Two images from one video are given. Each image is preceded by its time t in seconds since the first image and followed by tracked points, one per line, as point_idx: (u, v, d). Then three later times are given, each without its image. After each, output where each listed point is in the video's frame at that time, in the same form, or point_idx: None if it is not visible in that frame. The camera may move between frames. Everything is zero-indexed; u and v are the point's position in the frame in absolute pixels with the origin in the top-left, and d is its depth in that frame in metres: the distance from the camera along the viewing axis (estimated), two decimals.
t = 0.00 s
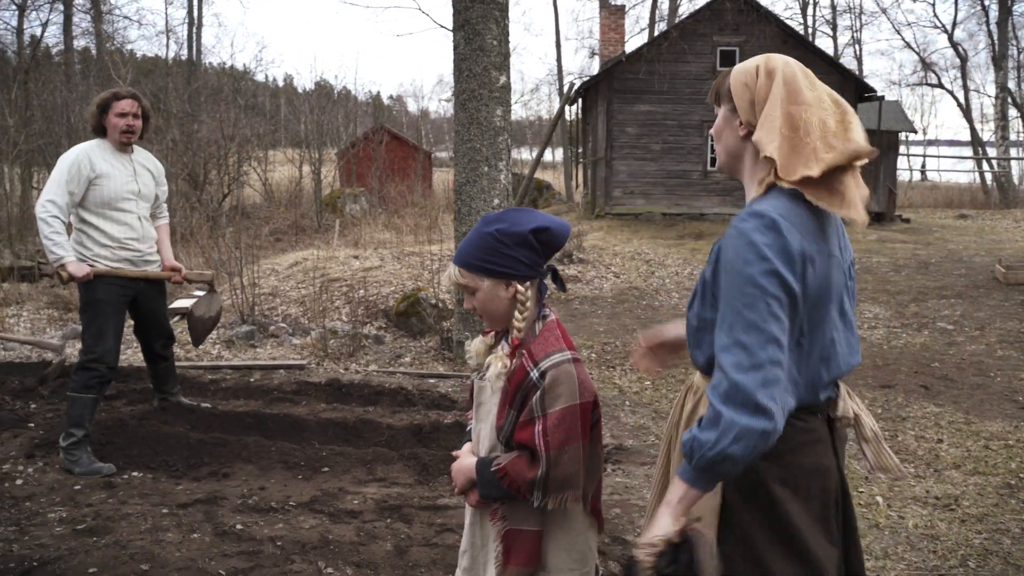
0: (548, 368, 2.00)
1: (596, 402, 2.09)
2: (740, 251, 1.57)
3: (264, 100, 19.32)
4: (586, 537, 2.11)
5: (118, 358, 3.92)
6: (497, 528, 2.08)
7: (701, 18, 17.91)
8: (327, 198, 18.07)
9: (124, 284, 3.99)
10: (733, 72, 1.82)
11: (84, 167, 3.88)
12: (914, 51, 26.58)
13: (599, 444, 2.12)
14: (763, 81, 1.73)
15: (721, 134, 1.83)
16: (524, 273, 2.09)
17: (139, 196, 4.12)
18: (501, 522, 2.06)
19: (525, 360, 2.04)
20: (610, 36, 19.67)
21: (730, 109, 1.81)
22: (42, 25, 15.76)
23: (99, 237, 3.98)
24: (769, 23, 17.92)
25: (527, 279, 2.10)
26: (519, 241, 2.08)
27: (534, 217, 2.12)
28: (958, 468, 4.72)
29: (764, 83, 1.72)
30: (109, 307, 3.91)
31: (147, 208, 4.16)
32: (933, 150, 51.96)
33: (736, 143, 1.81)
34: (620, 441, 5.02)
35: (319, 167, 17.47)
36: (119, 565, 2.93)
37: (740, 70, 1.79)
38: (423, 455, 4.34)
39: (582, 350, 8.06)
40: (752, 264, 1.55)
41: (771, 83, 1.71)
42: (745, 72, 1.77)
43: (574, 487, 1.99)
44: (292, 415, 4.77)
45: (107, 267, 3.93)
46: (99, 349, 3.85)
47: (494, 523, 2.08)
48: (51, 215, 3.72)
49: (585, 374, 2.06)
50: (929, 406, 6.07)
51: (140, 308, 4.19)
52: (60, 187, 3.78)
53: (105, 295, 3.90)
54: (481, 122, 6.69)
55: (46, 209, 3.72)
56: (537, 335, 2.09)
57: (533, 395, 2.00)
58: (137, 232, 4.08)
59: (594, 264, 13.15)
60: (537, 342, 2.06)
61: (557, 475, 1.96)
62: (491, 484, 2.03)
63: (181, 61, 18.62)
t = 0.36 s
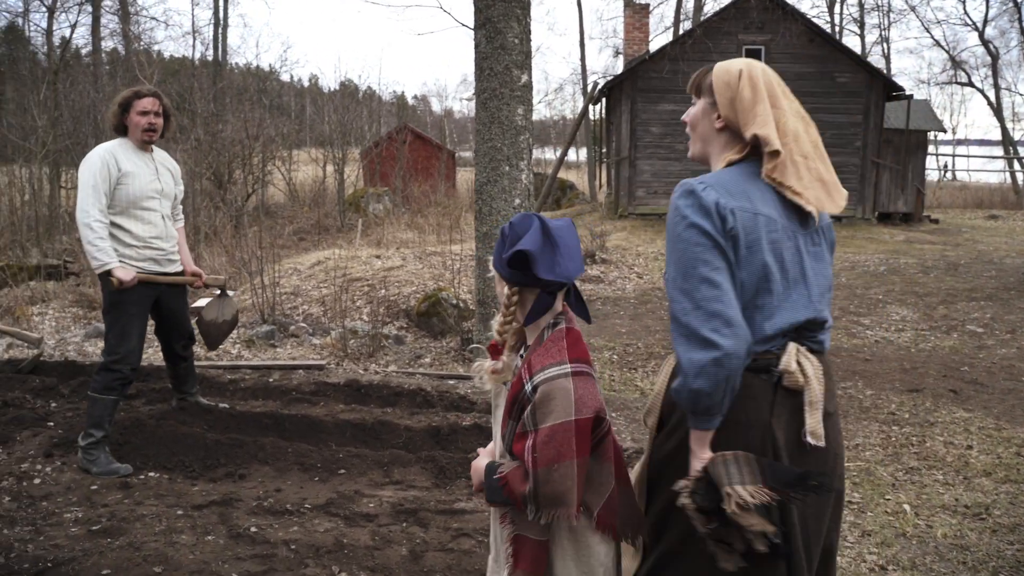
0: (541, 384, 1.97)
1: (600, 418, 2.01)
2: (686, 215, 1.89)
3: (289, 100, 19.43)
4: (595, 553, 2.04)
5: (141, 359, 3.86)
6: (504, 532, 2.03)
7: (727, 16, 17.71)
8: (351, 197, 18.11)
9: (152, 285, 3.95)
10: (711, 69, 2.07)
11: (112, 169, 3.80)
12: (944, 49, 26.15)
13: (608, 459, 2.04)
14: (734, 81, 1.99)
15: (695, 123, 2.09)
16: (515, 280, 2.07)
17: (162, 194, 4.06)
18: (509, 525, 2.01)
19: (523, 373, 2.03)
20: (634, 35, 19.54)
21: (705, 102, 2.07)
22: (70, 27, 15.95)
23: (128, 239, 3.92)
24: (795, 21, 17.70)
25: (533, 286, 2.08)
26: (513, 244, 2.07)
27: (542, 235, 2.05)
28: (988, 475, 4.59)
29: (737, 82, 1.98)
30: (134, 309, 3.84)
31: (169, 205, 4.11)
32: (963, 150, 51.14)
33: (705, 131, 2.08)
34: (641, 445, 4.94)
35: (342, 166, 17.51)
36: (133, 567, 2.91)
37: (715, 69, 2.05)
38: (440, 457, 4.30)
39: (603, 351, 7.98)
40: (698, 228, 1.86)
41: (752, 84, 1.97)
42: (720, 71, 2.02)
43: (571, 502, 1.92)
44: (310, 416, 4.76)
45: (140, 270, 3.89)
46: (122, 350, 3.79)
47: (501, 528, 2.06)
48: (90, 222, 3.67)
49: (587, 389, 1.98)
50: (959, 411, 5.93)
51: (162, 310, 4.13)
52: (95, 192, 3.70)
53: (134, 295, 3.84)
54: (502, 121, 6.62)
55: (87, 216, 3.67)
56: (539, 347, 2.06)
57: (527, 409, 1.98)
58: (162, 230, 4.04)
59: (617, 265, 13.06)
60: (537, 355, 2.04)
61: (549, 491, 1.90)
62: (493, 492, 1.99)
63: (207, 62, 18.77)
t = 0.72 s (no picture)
0: (520, 360, 1.91)
1: (574, 410, 1.84)
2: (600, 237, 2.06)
3: (319, 100, 19.55)
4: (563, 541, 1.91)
5: (168, 357, 3.85)
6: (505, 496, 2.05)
7: (757, 16, 17.51)
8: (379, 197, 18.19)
9: (183, 286, 3.95)
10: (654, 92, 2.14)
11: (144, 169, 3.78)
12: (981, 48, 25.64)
13: (587, 456, 1.85)
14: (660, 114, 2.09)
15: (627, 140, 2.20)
16: (547, 274, 1.96)
17: (189, 194, 4.05)
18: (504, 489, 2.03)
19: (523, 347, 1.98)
20: (664, 35, 19.40)
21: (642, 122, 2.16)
22: (105, 28, 16.18)
23: (159, 240, 3.91)
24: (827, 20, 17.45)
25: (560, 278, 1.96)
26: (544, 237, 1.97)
27: (565, 246, 1.90)
28: None
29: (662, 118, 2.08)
30: (165, 308, 3.82)
31: (196, 206, 4.10)
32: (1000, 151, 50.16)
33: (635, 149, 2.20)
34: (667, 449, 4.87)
35: (371, 166, 17.59)
36: (153, 567, 2.90)
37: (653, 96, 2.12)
38: (463, 460, 4.27)
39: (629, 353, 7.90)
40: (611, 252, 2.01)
41: (676, 124, 2.07)
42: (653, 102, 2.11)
43: (528, 477, 1.87)
44: (333, 417, 4.76)
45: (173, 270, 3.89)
46: (151, 349, 3.78)
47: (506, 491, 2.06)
48: (129, 223, 3.66)
49: (565, 377, 1.85)
50: (994, 418, 5.78)
51: (190, 309, 4.13)
52: (130, 193, 3.69)
53: (167, 294, 3.84)
54: (529, 121, 6.57)
55: (126, 217, 3.66)
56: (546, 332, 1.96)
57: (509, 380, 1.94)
58: (191, 231, 4.03)
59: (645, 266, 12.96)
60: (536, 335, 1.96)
61: (508, 462, 1.87)
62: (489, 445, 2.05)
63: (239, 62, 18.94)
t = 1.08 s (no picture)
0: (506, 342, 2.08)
1: (548, 388, 2.01)
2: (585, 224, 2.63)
3: (356, 101, 19.69)
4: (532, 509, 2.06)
5: (200, 357, 3.88)
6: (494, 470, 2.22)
7: (796, 15, 17.27)
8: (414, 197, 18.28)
9: (214, 285, 3.98)
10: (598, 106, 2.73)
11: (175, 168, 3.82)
12: None
13: (558, 433, 2.01)
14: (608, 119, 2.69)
15: (583, 148, 2.80)
16: (542, 274, 2.10)
17: (222, 194, 4.08)
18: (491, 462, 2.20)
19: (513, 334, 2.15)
20: (701, 35, 19.22)
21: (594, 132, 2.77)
22: (148, 30, 16.46)
23: (190, 239, 3.94)
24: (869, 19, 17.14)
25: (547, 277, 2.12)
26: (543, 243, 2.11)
27: (569, 252, 2.05)
28: None
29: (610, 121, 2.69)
30: (197, 307, 3.85)
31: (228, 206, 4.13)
32: None
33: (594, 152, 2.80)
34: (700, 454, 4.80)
35: (406, 166, 17.66)
36: (182, 564, 2.93)
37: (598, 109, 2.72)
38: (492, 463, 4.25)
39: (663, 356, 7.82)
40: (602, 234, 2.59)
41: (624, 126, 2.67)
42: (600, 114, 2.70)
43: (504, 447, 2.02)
44: (363, 417, 4.77)
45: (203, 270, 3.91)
46: (184, 348, 3.81)
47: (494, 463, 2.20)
48: (158, 222, 3.70)
49: (542, 362, 2.01)
50: None
51: (223, 309, 4.17)
52: (160, 193, 3.73)
53: (198, 294, 3.87)
54: (563, 121, 6.53)
55: (154, 217, 3.69)
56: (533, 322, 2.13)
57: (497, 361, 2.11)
58: (223, 230, 4.06)
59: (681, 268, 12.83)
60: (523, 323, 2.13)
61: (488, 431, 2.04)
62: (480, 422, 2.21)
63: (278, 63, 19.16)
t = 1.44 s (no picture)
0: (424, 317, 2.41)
1: (451, 361, 2.34)
2: (559, 192, 2.81)
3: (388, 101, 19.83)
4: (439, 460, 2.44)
5: (225, 356, 3.92)
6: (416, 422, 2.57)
7: (830, 14, 17.04)
8: (445, 198, 18.36)
9: (239, 285, 4.02)
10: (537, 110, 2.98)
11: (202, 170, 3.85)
12: None
13: (460, 402, 2.34)
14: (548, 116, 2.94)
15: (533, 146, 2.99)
16: (459, 259, 2.44)
17: (248, 194, 4.12)
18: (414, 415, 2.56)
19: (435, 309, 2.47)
20: (733, 35, 19.05)
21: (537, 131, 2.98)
22: (183, 32, 16.72)
23: (216, 239, 3.98)
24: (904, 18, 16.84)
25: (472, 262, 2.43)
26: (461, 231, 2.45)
27: (481, 244, 2.40)
28: None
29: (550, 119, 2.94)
30: (223, 307, 3.89)
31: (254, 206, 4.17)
32: None
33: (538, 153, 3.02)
34: (726, 459, 4.74)
35: (437, 166, 17.75)
36: (205, 563, 2.95)
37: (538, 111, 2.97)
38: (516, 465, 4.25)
39: (691, 359, 7.75)
40: (574, 196, 2.78)
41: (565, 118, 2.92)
42: (542, 112, 2.94)
43: (415, 408, 2.37)
44: (388, 419, 4.80)
45: (230, 271, 3.95)
46: (209, 347, 3.85)
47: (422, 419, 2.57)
48: (186, 224, 3.75)
49: (449, 339, 2.34)
50: None
51: (247, 310, 4.20)
52: (187, 194, 3.77)
53: (223, 293, 3.90)
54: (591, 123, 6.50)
55: (182, 218, 3.74)
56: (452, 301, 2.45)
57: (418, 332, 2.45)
58: (249, 230, 4.10)
59: (710, 270, 12.75)
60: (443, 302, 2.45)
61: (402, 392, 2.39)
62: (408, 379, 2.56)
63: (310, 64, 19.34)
